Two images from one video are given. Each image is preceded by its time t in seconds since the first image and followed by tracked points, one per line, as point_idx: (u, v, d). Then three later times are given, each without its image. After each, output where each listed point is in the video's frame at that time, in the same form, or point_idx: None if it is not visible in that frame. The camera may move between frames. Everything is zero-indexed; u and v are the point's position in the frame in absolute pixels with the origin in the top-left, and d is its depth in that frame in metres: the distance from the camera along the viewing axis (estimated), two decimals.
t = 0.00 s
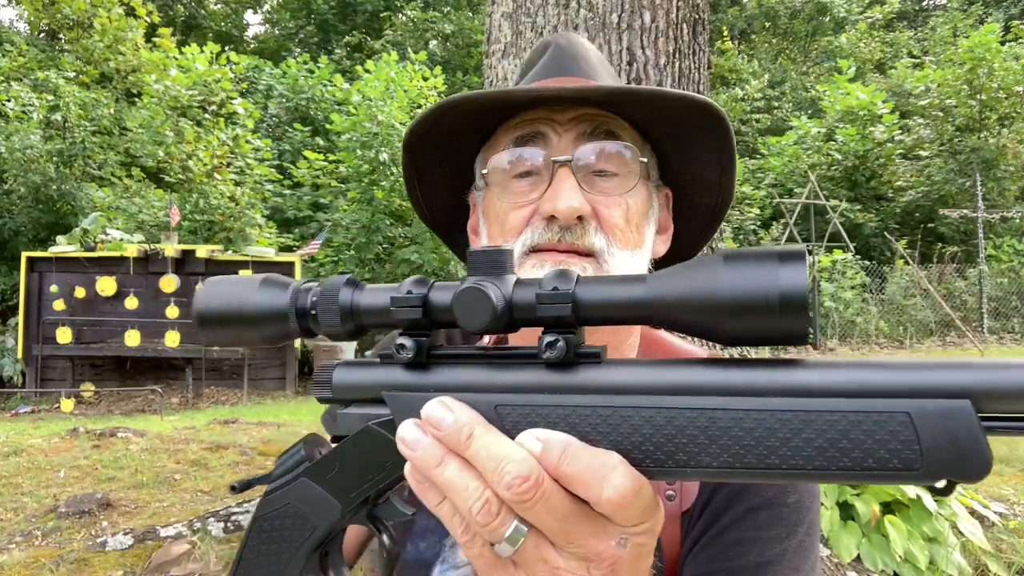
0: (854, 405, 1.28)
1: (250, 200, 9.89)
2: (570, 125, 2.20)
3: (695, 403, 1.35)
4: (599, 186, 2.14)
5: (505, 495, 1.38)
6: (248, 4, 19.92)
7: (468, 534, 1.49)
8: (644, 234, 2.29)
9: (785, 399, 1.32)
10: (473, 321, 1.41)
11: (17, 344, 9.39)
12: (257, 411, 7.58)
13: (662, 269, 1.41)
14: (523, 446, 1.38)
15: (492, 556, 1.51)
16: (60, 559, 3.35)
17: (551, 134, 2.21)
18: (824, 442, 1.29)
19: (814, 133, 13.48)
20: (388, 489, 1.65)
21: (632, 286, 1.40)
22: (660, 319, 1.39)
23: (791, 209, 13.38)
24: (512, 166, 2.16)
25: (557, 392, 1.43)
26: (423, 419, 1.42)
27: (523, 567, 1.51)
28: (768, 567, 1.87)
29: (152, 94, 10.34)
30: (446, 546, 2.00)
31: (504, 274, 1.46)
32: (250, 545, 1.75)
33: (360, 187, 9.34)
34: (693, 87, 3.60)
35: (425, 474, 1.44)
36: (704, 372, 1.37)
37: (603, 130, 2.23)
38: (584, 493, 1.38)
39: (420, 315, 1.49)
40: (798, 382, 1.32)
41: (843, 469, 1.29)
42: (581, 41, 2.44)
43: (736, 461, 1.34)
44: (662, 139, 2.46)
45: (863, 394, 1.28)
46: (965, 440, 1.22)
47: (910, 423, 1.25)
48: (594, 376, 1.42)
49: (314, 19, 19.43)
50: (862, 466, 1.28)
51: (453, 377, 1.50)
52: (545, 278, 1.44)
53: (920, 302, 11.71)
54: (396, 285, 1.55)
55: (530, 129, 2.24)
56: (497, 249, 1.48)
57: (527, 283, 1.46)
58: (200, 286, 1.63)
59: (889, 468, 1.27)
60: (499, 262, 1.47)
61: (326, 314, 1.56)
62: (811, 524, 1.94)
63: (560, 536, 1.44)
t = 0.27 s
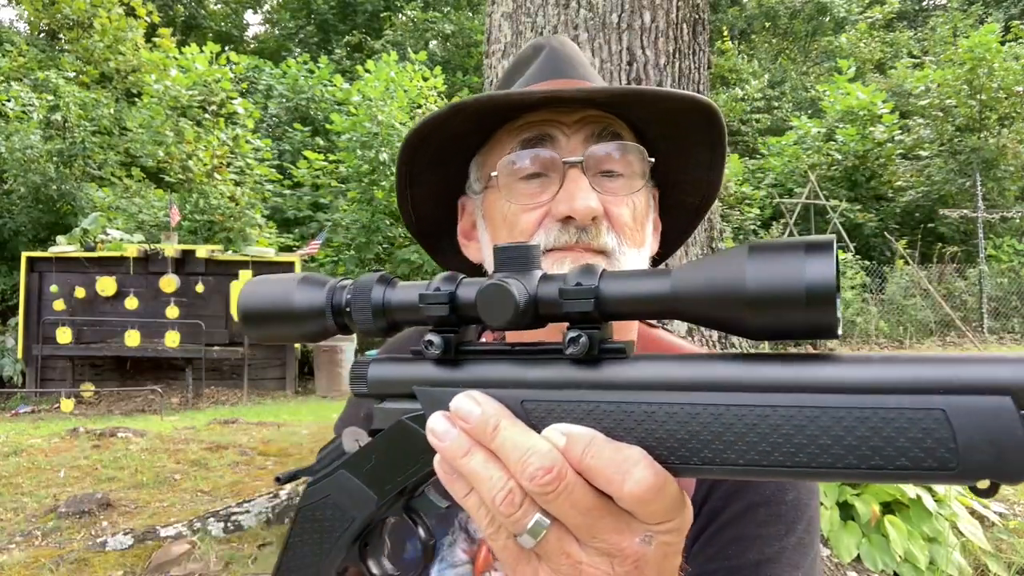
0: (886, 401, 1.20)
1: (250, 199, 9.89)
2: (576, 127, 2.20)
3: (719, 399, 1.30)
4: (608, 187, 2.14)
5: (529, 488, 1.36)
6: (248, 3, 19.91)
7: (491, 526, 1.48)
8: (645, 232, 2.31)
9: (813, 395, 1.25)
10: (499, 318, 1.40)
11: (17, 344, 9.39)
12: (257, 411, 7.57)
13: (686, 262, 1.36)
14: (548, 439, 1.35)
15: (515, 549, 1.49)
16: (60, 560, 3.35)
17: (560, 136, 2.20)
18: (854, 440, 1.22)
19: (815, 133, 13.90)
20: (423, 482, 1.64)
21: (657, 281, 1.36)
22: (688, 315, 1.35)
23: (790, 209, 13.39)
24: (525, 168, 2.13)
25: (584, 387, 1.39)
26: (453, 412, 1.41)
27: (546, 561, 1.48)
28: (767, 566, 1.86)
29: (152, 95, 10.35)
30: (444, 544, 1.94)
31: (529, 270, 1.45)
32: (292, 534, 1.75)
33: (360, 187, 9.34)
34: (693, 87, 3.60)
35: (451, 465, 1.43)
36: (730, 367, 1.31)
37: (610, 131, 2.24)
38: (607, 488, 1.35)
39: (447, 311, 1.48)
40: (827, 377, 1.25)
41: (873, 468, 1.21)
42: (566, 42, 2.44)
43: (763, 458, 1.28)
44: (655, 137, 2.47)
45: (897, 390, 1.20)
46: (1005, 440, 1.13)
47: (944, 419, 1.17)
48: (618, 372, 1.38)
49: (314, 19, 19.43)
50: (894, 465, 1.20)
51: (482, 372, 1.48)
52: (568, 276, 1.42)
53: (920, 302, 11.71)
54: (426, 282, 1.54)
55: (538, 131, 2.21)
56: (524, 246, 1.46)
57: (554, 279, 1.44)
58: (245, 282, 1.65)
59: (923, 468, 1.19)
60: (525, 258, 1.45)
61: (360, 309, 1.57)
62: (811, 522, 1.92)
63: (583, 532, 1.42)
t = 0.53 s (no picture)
0: (904, 419, 1.13)
1: (250, 199, 9.89)
2: (576, 133, 2.19)
3: (733, 405, 1.25)
4: (607, 192, 2.15)
5: (537, 483, 1.36)
6: (248, 3, 19.90)
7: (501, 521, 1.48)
8: (646, 236, 2.32)
9: (829, 408, 1.18)
10: (518, 311, 1.40)
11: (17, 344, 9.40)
12: (257, 411, 7.57)
13: (712, 264, 1.32)
14: (559, 436, 1.34)
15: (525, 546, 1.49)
16: (60, 559, 3.35)
17: (558, 142, 2.18)
18: (870, 458, 1.15)
19: (815, 133, 14.00)
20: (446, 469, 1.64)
21: (679, 282, 1.34)
22: (708, 318, 1.32)
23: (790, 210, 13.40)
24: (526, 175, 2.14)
25: (605, 387, 1.37)
26: (470, 404, 1.43)
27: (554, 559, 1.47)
28: (766, 565, 1.86)
29: (152, 95, 10.35)
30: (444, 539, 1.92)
31: (556, 265, 1.45)
32: (317, 513, 1.81)
33: (360, 187, 9.34)
34: (693, 87, 3.61)
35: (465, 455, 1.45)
36: (743, 375, 1.26)
37: (609, 137, 2.23)
38: (615, 489, 1.33)
39: (473, 302, 1.49)
40: (845, 392, 1.18)
41: (889, 488, 1.15)
42: (566, 41, 2.44)
43: (776, 471, 1.23)
44: (654, 141, 2.45)
45: (919, 407, 1.12)
46: None
47: (969, 443, 1.08)
48: (633, 373, 1.35)
49: (314, 19, 19.43)
50: (911, 487, 1.13)
51: (504, 366, 1.48)
52: (592, 272, 1.42)
53: (920, 302, 11.71)
54: (455, 273, 1.55)
55: (537, 137, 2.20)
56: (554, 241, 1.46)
57: (580, 275, 1.44)
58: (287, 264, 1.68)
59: (943, 492, 1.11)
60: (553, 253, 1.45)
61: (390, 297, 1.58)
62: (809, 521, 1.92)
63: (591, 531, 1.40)
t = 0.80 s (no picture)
0: (914, 433, 1.11)
1: (250, 199, 9.88)
2: (563, 134, 2.23)
3: (742, 412, 1.25)
4: (590, 192, 2.14)
5: (541, 482, 1.36)
6: (248, 3, 19.88)
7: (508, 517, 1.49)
8: (640, 240, 2.27)
9: (837, 419, 1.17)
10: (530, 312, 1.42)
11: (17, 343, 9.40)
12: (257, 411, 7.57)
13: (724, 266, 1.32)
14: (567, 436, 1.35)
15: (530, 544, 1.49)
16: (60, 559, 3.35)
17: (543, 142, 2.25)
18: (878, 472, 1.15)
19: (815, 133, 13.94)
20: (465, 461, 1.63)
21: (691, 283, 1.33)
22: (719, 322, 1.32)
23: (790, 210, 13.40)
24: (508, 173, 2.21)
25: (616, 387, 1.37)
26: (483, 399, 1.45)
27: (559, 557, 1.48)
28: (771, 567, 1.85)
29: (152, 94, 10.34)
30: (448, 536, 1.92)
31: (573, 263, 1.47)
32: (338, 506, 1.82)
33: (359, 187, 9.34)
34: (693, 87, 3.61)
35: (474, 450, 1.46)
36: (754, 380, 1.26)
37: (596, 138, 2.22)
38: (619, 492, 1.32)
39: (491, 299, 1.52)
40: (856, 401, 1.16)
41: (899, 503, 1.13)
42: (586, 44, 2.41)
43: (783, 479, 1.23)
44: (661, 145, 2.39)
45: (929, 421, 1.10)
46: None
47: (980, 458, 1.06)
48: (645, 374, 1.35)
49: (314, 19, 19.42)
50: (921, 503, 1.12)
51: (520, 364, 1.50)
52: (608, 271, 1.43)
53: (920, 302, 11.72)
54: (475, 269, 1.57)
55: (524, 137, 2.28)
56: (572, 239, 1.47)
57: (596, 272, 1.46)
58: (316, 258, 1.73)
59: (954, 511, 1.10)
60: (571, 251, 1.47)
61: (411, 292, 1.61)
62: (814, 524, 1.92)
63: (595, 533, 1.40)
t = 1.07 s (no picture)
0: (915, 434, 1.10)
1: (250, 199, 9.88)
2: (568, 129, 2.25)
3: (738, 413, 1.25)
4: (589, 189, 2.13)
5: (540, 485, 1.36)
6: (248, 3, 19.88)
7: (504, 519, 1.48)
8: (637, 239, 2.26)
9: (834, 419, 1.17)
10: (527, 312, 1.42)
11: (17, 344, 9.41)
12: (257, 411, 7.58)
13: (722, 268, 1.32)
14: (566, 438, 1.35)
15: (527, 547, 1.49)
16: (60, 559, 3.35)
17: (547, 136, 2.27)
18: (879, 472, 1.14)
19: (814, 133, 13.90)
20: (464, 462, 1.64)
21: (690, 283, 1.33)
22: (718, 322, 1.31)
23: (790, 210, 13.41)
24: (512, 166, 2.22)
25: (613, 388, 1.37)
26: (481, 398, 1.44)
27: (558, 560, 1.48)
28: (774, 568, 1.85)
29: (152, 94, 10.34)
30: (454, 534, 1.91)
31: (570, 264, 1.47)
32: (338, 507, 1.83)
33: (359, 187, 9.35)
34: (693, 87, 3.61)
35: (472, 451, 1.45)
36: (753, 380, 1.25)
37: (600, 134, 2.23)
38: (618, 494, 1.33)
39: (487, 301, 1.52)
40: (857, 402, 1.15)
41: (899, 503, 1.12)
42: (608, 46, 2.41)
43: (782, 480, 1.22)
44: (667, 145, 2.40)
45: (930, 422, 1.10)
46: None
47: (980, 459, 1.05)
48: (645, 373, 1.35)
49: (314, 19, 19.43)
50: (918, 502, 1.11)
51: (518, 364, 1.50)
52: (604, 271, 1.43)
53: (920, 303, 11.71)
54: (471, 269, 1.57)
55: (531, 131, 2.31)
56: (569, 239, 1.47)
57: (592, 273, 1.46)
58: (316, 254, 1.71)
59: (953, 511, 1.09)
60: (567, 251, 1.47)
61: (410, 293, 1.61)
62: (818, 525, 1.92)
63: (594, 535, 1.40)
